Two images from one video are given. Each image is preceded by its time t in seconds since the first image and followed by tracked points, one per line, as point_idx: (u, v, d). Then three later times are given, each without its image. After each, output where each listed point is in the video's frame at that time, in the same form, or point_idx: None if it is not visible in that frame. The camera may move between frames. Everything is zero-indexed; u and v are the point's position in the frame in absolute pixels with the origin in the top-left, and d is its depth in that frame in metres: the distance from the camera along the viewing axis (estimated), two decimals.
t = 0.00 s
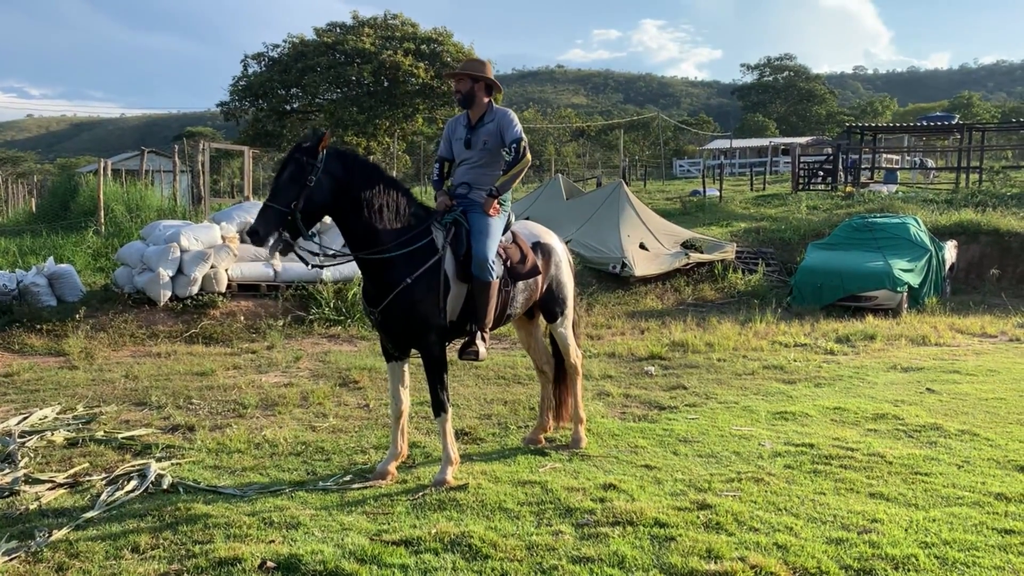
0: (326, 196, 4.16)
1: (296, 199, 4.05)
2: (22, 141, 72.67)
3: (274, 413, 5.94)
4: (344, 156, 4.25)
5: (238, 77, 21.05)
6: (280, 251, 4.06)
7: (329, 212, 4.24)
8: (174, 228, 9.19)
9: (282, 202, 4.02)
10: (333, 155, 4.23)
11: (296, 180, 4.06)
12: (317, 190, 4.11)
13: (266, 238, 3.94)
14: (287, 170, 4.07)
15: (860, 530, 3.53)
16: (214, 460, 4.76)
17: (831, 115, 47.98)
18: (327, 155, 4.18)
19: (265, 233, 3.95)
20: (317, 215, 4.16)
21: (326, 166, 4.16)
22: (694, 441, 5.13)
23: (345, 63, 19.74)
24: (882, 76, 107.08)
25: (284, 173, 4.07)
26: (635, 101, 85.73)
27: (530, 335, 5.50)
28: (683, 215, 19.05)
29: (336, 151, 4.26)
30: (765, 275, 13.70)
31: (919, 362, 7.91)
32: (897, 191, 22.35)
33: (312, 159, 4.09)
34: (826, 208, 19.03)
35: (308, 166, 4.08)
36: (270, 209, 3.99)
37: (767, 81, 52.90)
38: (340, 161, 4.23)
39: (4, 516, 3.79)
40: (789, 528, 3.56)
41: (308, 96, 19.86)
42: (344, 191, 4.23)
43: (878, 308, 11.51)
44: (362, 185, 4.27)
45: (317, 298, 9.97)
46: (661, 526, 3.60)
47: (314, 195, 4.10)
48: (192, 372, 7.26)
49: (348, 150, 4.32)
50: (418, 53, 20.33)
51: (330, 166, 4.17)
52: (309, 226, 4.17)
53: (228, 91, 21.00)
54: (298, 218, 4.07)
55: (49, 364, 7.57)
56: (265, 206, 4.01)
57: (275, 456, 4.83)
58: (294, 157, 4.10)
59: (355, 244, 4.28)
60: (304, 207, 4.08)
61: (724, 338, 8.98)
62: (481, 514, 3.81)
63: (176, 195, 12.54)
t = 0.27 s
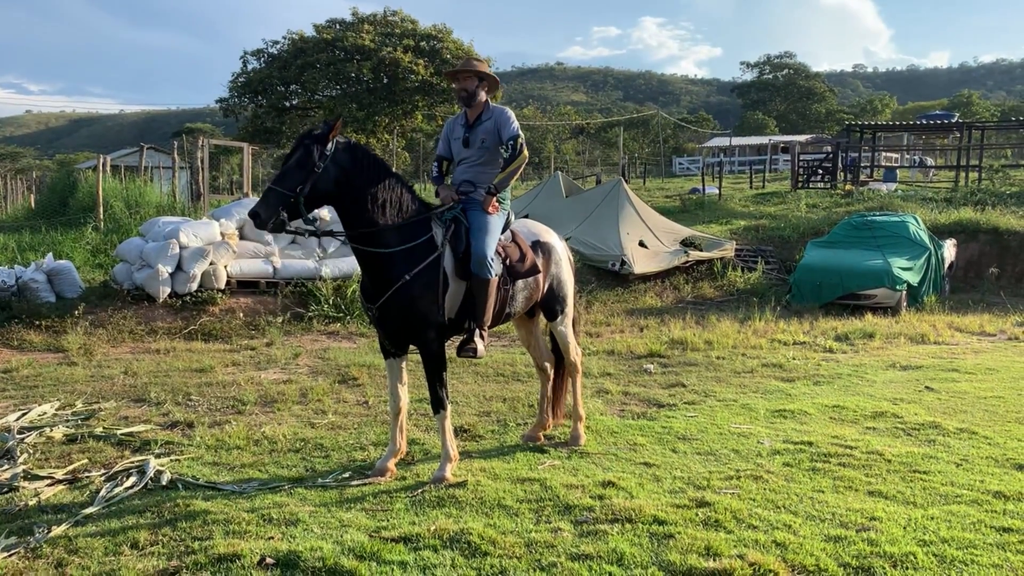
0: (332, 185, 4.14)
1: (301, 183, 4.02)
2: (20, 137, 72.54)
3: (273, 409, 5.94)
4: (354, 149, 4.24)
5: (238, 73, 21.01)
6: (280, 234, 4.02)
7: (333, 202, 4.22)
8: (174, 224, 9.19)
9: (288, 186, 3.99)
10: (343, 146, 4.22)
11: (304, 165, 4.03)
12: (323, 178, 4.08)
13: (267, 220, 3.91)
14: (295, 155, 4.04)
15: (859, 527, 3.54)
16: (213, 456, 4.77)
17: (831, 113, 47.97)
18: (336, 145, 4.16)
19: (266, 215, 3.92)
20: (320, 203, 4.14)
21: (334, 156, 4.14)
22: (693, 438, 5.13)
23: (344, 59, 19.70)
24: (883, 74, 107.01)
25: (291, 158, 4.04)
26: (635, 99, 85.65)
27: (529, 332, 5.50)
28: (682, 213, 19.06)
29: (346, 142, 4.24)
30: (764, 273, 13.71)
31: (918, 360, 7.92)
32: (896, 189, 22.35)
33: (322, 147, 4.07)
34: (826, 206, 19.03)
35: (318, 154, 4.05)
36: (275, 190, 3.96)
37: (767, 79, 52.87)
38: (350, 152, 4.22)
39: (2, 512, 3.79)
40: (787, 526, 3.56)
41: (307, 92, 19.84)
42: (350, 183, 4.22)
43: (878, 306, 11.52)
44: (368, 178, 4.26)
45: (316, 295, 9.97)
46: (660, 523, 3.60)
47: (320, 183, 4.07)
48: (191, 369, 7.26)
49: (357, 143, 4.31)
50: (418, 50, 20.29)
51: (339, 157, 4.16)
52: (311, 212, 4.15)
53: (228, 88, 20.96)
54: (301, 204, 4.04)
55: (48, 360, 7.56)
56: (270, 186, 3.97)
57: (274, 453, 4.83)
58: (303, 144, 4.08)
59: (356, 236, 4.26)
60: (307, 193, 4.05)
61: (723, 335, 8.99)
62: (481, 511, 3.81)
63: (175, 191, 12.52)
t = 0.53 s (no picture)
0: (327, 189, 4.13)
1: (301, 193, 3.99)
2: (19, 133, 72.42)
3: (273, 405, 5.94)
4: (345, 150, 4.22)
5: (237, 69, 20.96)
6: (284, 246, 4.00)
7: (330, 205, 4.21)
8: (174, 221, 9.18)
9: (288, 197, 3.96)
10: (333, 148, 4.19)
11: (302, 174, 3.99)
12: (320, 185, 4.07)
13: (274, 235, 3.90)
14: (290, 164, 4.00)
15: (858, 524, 3.54)
16: (213, 452, 4.77)
17: (831, 110, 47.90)
18: (328, 148, 4.14)
19: (275, 232, 3.91)
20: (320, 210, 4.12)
21: (328, 159, 4.12)
22: (693, 435, 5.14)
23: (344, 55, 19.66)
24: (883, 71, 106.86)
25: (287, 167, 4.00)
26: (635, 95, 85.55)
27: (530, 328, 5.50)
28: (682, 209, 19.04)
29: (335, 143, 4.22)
30: (764, 270, 13.70)
31: (917, 357, 7.92)
32: (896, 186, 22.34)
33: (316, 151, 4.04)
34: (826, 203, 19.01)
35: (312, 159, 4.02)
36: (277, 204, 3.93)
37: (767, 75, 52.79)
38: (342, 154, 4.20)
39: (2, 508, 3.79)
40: (787, 522, 3.57)
41: (307, 88, 19.80)
42: (345, 185, 4.21)
43: (877, 303, 11.52)
44: (363, 178, 4.25)
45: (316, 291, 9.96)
46: (660, 519, 3.60)
47: (318, 189, 4.06)
48: (190, 365, 7.25)
49: (347, 143, 4.28)
50: (417, 46, 20.23)
51: (332, 160, 4.14)
52: (311, 219, 4.14)
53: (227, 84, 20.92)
54: (302, 212, 4.02)
55: (48, 356, 7.56)
56: (272, 201, 3.94)
57: (274, 449, 4.83)
58: (296, 151, 4.04)
59: (356, 238, 4.26)
60: (307, 201, 4.03)
61: (723, 332, 8.98)
62: (481, 507, 3.82)
63: (174, 187, 12.49)
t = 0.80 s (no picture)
0: (325, 192, 4.13)
1: (301, 199, 4.00)
2: (17, 129, 72.26)
3: (273, 402, 5.95)
4: (339, 151, 4.21)
5: (236, 65, 20.93)
6: (286, 252, 4.00)
7: (328, 206, 4.20)
8: (173, 217, 9.17)
9: (286, 202, 3.95)
10: (328, 150, 4.18)
11: (300, 180, 3.98)
12: (318, 189, 4.08)
13: (276, 242, 3.90)
14: (286, 169, 3.98)
15: (857, 521, 3.56)
16: (212, 448, 4.77)
17: (830, 108, 47.89)
18: (322, 149, 4.12)
19: (279, 240, 3.92)
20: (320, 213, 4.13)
21: (323, 161, 4.10)
22: (692, 432, 5.15)
23: (343, 52, 19.64)
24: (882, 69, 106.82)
25: (283, 172, 3.98)
26: (634, 92, 85.49)
27: (529, 326, 5.50)
28: (681, 207, 19.05)
29: (329, 145, 4.20)
30: (762, 268, 13.71)
31: (916, 355, 7.93)
32: (895, 184, 22.36)
33: (311, 155, 4.02)
34: (824, 200, 19.03)
35: (308, 163, 4.00)
36: (278, 213, 3.93)
37: (766, 73, 52.77)
38: (337, 156, 4.19)
39: (2, 503, 3.79)
40: (785, 519, 3.58)
41: (306, 85, 19.77)
42: (342, 186, 4.21)
43: (876, 301, 11.54)
44: (359, 178, 4.24)
45: (315, 288, 9.96)
46: (659, 516, 3.61)
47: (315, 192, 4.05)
48: (189, 361, 7.25)
49: (341, 143, 4.27)
50: (416, 43, 20.19)
51: (328, 163, 4.14)
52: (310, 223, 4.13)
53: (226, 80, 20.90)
54: (301, 217, 4.01)
55: (46, 352, 7.55)
56: (272, 210, 3.94)
57: (273, 446, 4.83)
58: (291, 155, 4.02)
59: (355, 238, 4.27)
60: (306, 205, 4.02)
61: (722, 330, 8.99)
62: (480, 503, 3.83)
63: (173, 184, 12.48)
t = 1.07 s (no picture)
0: (325, 185, 4.09)
1: (301, 192, 3.96)
2: (12, 125, 71.98)
3: (269, 399, 5.94)
4: (339, 145, 4.18)
5: (233, 62, 20.88)
6: (285, 245, 3.97)
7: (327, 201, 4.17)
8: (169, 214, 9.15)
9: (286, 195, 3.91)
10: (328, 144, 4.14)
11: (299, 173, 3.94)
12: (318, 182, 4.03)
13: (275, 235, 3.86)
14: (287, 161, 3.94)
15: (852, 519, 3.57)
16: (208, 445, 4.76)
17: (827, 107, 47.96)
18: (323, 143, 4.08)
19: (277, 232, 3.88)
20: (319, 207, 4.09)
21: (324, 155, 4.07)
22: (688, 430, 5.15)
23: (340, 49, 19.60)
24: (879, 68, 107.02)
25: (284, 165, 3.94)
26: (631, 91, 85.50)
27: (525, 323, 5.51)
28: (678, 205, 19.07)
29: (329, 139, 4.17)
30: (759, 266, 13.73)
31: (911, 353, 7.96)
32: (891, 183, 22.41)
33: (311, 148, 3.98)
34: (820, 199, 19.06)
35: (309, 156, 3.97)
36: (277, 204, 3.89)
37: (764, 72, 52.82)
38: (337, 150, 4.15)
39: None
40: (781, 517, 3.59)
41: (303, 82, 19.74)
42: (341, 181, 4.18)
43: (872, 300, 11.57)
44: (359, 173, 4.21)
45: (312, 285, 9.94)
46: (655, 513, 3.62)
47: (315, 186, 4.02)
48: (186, 358, 7.23)
49: (341, 138, 4.23)
50: (414, 40, 20.16)
51: (328, 157, 4.10)
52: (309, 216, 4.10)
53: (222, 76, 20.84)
54: (301, 211, 3.98)
55: (42, 348, 7.53)
56: (271, 201, 3.90)
57: (269, 443, 4.83)
58: (292, 148, 3.98)
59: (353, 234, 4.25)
60: (305, 199, 3.99)
61: (718, 328, 9.01)
62: (477, 500, 3.83)
63: (170, 180, 12.45)
